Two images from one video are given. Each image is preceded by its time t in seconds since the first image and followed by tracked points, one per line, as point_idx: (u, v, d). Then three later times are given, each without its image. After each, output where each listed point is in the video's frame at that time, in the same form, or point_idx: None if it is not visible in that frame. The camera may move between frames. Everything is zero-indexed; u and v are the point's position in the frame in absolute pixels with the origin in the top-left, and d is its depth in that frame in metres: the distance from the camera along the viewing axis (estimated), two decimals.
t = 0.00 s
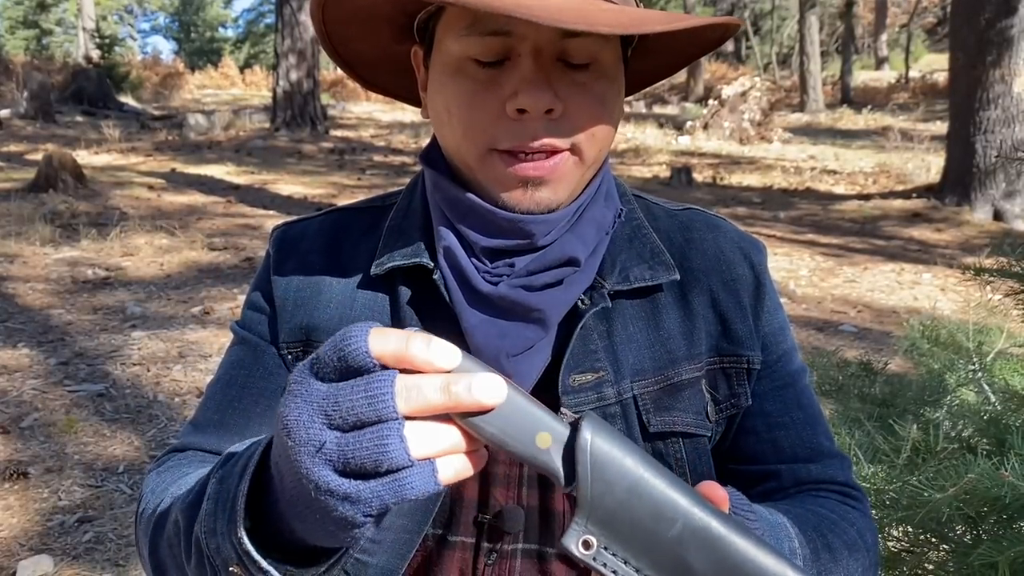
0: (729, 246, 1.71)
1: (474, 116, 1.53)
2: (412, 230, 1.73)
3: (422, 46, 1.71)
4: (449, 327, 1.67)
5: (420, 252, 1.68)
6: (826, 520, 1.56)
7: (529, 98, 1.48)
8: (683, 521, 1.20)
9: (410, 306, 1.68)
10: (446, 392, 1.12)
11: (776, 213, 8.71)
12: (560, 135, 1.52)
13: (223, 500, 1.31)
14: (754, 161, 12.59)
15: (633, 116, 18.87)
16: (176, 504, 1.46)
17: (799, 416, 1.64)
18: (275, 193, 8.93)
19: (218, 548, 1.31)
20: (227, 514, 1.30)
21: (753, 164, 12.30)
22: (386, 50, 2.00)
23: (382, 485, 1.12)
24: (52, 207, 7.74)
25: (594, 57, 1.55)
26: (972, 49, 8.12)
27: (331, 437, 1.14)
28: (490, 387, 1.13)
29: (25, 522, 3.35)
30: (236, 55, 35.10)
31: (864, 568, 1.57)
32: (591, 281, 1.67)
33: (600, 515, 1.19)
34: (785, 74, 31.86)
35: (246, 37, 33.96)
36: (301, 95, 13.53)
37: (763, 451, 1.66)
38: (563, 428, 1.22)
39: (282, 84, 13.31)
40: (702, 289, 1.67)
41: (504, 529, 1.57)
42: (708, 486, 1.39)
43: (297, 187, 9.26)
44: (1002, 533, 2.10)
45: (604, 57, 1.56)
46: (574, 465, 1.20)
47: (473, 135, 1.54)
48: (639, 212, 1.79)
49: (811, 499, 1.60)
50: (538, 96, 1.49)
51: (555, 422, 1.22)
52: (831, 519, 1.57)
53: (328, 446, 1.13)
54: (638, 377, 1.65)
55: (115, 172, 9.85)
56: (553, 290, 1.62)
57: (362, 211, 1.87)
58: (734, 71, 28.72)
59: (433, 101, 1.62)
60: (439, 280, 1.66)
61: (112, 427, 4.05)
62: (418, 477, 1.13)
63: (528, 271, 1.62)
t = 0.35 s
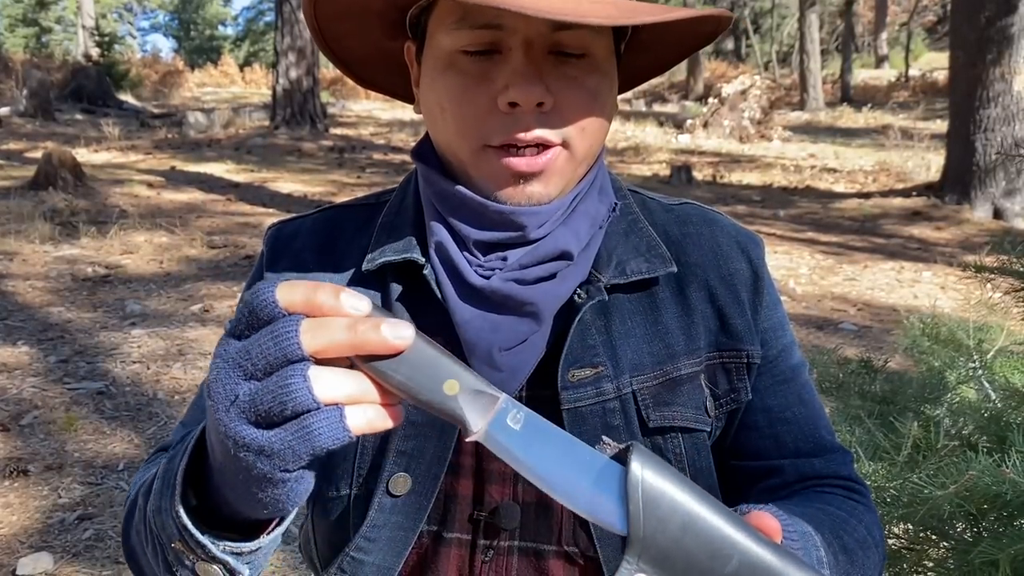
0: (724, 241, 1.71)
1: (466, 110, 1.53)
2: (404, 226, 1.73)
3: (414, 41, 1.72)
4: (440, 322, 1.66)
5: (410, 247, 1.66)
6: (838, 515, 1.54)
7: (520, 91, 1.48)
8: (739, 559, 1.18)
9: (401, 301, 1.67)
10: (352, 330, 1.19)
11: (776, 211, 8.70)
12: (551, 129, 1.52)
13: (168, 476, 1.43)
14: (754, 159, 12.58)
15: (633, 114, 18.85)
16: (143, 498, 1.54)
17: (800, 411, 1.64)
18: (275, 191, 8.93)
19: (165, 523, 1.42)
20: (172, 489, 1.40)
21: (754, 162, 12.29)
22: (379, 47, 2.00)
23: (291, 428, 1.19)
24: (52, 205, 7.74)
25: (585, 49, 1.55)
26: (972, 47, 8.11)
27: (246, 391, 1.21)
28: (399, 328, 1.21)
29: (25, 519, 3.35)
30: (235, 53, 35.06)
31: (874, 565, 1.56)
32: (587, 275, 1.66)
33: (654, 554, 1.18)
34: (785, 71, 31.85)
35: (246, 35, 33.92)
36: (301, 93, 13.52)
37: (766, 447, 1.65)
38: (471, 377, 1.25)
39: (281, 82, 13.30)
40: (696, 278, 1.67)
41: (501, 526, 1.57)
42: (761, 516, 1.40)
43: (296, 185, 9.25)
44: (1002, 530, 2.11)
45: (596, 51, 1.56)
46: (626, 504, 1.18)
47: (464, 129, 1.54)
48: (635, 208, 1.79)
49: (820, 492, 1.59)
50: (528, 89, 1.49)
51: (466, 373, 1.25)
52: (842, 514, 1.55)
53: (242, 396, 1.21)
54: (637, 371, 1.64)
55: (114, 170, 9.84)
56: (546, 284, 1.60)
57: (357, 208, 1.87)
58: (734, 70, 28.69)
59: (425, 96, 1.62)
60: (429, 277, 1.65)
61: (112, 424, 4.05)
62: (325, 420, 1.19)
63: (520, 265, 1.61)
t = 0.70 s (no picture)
0: (725, 236, 1.71)
1: (461, 103, 1.53)
2: (399, 220, 1.71)
3: (411, 32, 1.71)
4: (435, 316, 1.65)
5: (406, 242, 1.64)
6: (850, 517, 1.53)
7: (515, 84, 1.48)
8: None
9: (396, 296, 1.66)
10: (202, 354, 1.18)
11: (776, 210, 8.69)
12: (547, 121, 1.52)
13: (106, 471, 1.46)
14: (754, 158, 12.57)
15: (633, 113, 18.86)
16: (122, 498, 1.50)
17: (805, 407, 1.64)
18: (274, 189, 8.92)
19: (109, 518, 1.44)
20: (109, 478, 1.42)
21: (754, 161, 12.28)
22: (375, 36, 1.99)
23: (178, 445, 1.22)
24: (51, 202, 7.73)
25: (583, 41, 1.54)
26: (973, 46, 8.10)
27: (121, 415, 1.23)
28: (245, 342, 1.19)
29: (24, 516, 3.35)
30: (234, 51, 35.04)
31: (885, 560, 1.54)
32: (586, 269, 1.65)
33: None
34: (785, 70, 31.85)
35: (246, 33, 33.88)
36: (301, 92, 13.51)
37: (770, 445, 1.64)
38: (327, 353, 1.32)
39: (281, 80, 13.28)
40: (696, 272, 1.66)
41: (498, 522, 1.55)
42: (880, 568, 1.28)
43: (296, 184, 9.25)
44: (1004, 527, 2.10)
45: (594, 40, 1.55)
46: None
47: (461, 122, 1.54)
48: (633, 201, 1.78)
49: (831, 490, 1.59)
50: (524, 81, 1.48)
51: (319, 352, 1.32)
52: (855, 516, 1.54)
53: (120, 423, 1.24)
54: (637, 367, 1.62)
55: (114, 168, 9.83)
56: (542, 278, 1.60)
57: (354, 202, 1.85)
58: (734, 69, 28.68)
59: (422, 88, 1.62)
60: (425, 272, 1.64)
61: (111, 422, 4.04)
62: (212, 433, 1.23)
63: (517, 260, 1.62)
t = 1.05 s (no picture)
0: (725, 234, 1.70)
1: (463, 104, 1.52)
2: (402, 219, 1.71)
3: (410, 31, 1.70)
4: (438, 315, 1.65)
5: (408, 241, 1.65)
6: (826, 552, 1.47)
7: (516, 85, 1.48)
8: None
9: (400, 294, 1.67)
10: (299, 440, 1.12)
11: (776, 210, 8.69)
12: (549, 121, 1.52)
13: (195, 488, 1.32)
14: (753, 158, 12.56)
15: (633, 113, 18.85)
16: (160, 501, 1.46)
17: (804, 409, 1.61)
18: (273, 188, 8.91)
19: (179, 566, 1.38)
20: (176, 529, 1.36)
21: (753, 162, 12.27)
22: (375, 35, 1.99)
23: (288, 526, 1.20)
24: (50, 201, 7.73)
25: (584, 39, 1.53)
26: (972, 47, 8.10)
27: (218, 511, 1.19)
28: (336, 417, 1.12)
29: (22, 515, 3.34)
30: (234, 50, 35.02)
31: None
32: (588, 268, 1.65)
33: None
34: (785, 70, 31.84)
35: (246, 33, 33.85)
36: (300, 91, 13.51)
37: (767, 445, 1.63)
38: (415, 406, 1.24)
39: (280, 80, 13.28)
40: (695, 270, 1.66)
41: (500, 520, 1.54)
42: None
43: (295, 183, 9.24)
44: (1004, 528, 2.10)
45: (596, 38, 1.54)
46: None
47: (462, 122, 1.53)
48: (635, 199, 1.78)
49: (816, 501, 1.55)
50: (524, 83, 1.48)
51: (417, 410, 1.24)
52: (830, 547, 1.48)
53: (219, 514, 1.20)
54: (638, 365, 1.63)
55: (113, 167, 9.83)
56: (545, 276, 1.60)
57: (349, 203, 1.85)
58: (734, 69, 28.67)
59: (422, 88, 1.61)
60: (428, 271, 1.64)
61: (109, 421, 4.04)
62: (321, 508, 1.21)
63: (520, 258, 1.61)
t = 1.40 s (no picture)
0: (722, 229, 1.67)
1: (468, 93, 1.52)
2: (407, 205, 1.72)
3: (419, 20, 1.69)
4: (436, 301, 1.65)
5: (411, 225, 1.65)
6: (731, 555, 1.42)
7: (524, 76, 1.47)
8: None
9: (405, 277, 1.67)
10: (402, 342, 1.07)
11: (776, 212, 8.68)
12: (554, 114, 1.51)
13: (220, 445, 1.33)
14: (753, 160, 12.56)
15: (632, 115, 18.85)
16: (171, 458, 1.50)
17: (780, 401, 1.53)
18: (273, 188, 8.90)
19: (223, 499, 1.33)
20: (223, 459, 1.31)
21: (753, 163, 12.27)
22: (382, 25, 1.99)
23: (373, 437, 1.13)
24: (49, 200, 7.72)
25: (593, 34, 1.52)
26: (972, 48, 8.10)
27: (304, 416, 1.13)
28: (442, 319, 1.07)
29: (20, 513, 3.33)
30: (234, 51, 35.02)
31: None
32: (578, 260, 1.64)
33: None
34: (784, 72, 31.85)
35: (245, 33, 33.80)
36: (300, 91, 13.51)
37: (737, 443, 1.56)
38: (513, 326, 1.23)
39: (280, 80, 13.28)
40: (689, 262, 1.64)
41: (493, 507, 1.55)
42: None
43: (295, 183, 9.23)
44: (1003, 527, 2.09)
45: (603, 34, 1.54)
46: None
47: (468, 111, 1.53)
48: (635, 194, 1.77)
49: (762, 516, 1.47)
50: (531, 74, 1.47)
51: (509, 324, 1.24)
52: (742, 556, 1.41)
53: (303, 422, 1.14)
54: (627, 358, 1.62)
55: (113, 166, 9.82)
56: (538, 265, 1.59)
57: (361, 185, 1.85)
58: (733, 71, 28.70)
59: (430, 76, 1.61)
60: (428, 252, 1.64)
61: (107, 419, 4.03)
62: (409, 420, 1.14)
63: (515, 245, 1.60)
